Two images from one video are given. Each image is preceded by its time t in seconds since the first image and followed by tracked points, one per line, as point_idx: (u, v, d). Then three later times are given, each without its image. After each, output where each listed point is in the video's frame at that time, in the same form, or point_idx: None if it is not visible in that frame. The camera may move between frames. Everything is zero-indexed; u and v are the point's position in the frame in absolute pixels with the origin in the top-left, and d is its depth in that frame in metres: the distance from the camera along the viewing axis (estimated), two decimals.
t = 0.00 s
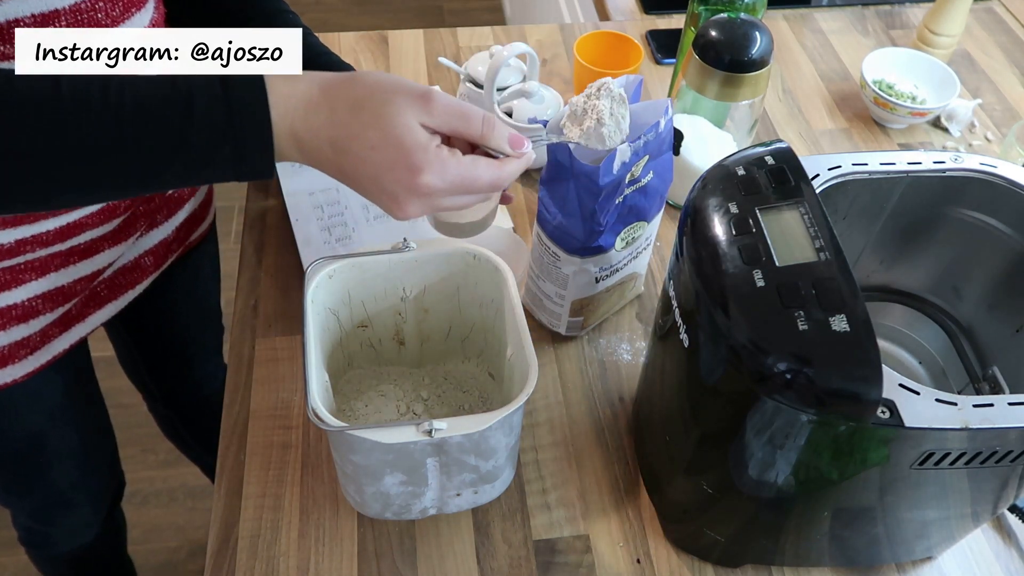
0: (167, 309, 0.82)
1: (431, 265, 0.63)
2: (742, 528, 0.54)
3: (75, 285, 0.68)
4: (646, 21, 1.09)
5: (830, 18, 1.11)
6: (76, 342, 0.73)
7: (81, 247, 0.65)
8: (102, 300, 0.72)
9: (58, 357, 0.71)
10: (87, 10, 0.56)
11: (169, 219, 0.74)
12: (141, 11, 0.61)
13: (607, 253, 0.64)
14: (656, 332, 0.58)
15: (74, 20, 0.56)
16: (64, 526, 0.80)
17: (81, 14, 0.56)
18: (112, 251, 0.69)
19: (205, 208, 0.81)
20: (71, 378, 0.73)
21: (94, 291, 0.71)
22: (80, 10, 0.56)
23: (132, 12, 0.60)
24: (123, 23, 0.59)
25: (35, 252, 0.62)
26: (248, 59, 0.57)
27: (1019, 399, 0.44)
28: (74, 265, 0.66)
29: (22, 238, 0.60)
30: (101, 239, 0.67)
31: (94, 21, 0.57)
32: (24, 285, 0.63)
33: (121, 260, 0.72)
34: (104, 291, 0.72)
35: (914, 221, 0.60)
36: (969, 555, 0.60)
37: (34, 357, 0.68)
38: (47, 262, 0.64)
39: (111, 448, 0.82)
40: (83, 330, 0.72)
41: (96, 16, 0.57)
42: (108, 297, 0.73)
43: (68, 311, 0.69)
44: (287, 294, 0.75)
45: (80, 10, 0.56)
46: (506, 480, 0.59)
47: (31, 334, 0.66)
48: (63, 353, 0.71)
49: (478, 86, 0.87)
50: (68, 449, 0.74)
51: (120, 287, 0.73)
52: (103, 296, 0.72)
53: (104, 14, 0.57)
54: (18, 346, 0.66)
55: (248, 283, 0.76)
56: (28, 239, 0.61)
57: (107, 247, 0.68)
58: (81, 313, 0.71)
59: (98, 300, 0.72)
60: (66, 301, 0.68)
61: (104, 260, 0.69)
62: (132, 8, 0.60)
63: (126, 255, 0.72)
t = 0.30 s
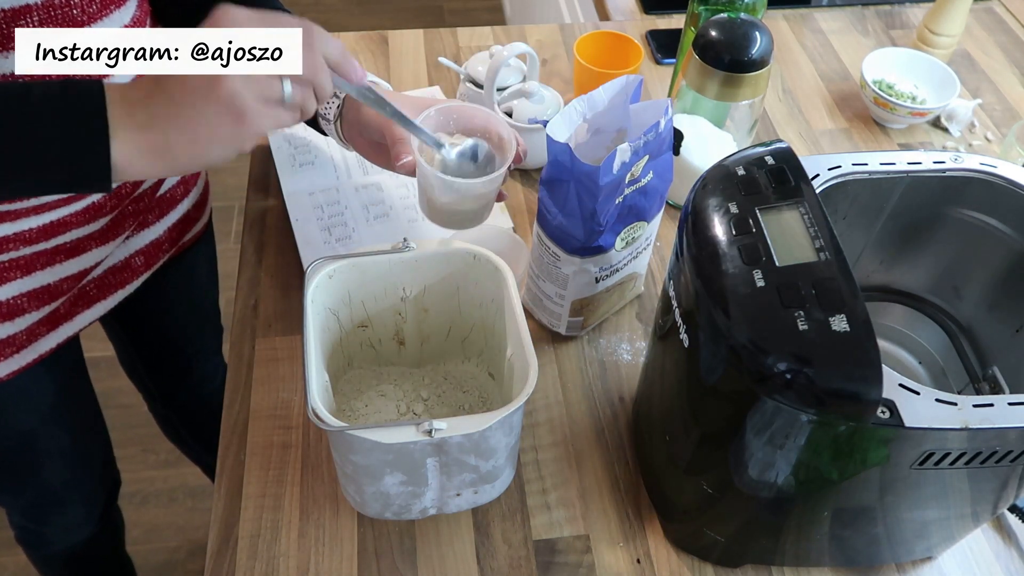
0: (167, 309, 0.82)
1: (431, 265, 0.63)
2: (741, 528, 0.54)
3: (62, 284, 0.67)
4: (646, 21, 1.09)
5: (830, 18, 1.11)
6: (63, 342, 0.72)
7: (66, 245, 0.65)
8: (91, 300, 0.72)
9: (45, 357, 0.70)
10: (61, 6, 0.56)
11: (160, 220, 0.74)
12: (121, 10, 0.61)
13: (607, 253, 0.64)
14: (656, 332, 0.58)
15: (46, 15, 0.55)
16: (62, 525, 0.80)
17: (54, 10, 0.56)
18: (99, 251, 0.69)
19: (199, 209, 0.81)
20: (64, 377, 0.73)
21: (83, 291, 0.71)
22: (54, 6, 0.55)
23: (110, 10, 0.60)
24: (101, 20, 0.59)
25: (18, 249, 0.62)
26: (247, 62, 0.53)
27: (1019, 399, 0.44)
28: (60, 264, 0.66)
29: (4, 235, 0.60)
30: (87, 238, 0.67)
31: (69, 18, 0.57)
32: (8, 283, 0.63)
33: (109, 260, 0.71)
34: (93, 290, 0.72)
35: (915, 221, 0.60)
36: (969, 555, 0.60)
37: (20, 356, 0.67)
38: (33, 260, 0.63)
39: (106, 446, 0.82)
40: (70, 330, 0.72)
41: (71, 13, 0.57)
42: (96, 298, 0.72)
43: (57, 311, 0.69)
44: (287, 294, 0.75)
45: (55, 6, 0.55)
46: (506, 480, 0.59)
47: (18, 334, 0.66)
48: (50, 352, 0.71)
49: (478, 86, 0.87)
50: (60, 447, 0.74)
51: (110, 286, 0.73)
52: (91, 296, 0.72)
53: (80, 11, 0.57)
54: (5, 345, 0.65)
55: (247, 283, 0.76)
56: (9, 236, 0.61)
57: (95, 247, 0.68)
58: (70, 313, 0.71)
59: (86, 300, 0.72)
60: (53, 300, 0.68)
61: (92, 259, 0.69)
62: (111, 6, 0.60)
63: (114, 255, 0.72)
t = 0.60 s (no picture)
0: (167, 308, 0.82)
1: (431, 265, 0.63)
2: (742, 528, 0.54)
3: (75, 285, 0.68)
4: (646, 21, 1.09)
5: (830, 18, 1.11)
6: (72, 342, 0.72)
7: (80, 245, 0.65)
8: (100, 300, 0.72)
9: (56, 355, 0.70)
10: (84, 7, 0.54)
11: (168, 219, 0.74)
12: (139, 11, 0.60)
13: (607, 253, 0.64)
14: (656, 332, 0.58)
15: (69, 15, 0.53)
16: (63, 525, 0.80)
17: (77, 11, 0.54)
18: (111, 251, 0.69)
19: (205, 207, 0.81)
20: (69, 376, 0.73)
21: (93, 290, 0.71)
22: (79, 9, 0.53)
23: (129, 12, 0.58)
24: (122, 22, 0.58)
25: (34, 250, 0.61)
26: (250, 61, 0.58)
27: (1019, 399, 0.44)
28: (74, 264, 0.66)
29: (20, 236, 0.60)
30: (99, 238, 0.67)
31: (93, 19, 0.55)
32: (22, 284, 0.62)
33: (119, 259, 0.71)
34: (102, 290, 0.72)
35: (915, 221, 0.60)
36: (969, 555, 0.60)
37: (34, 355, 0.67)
38: (46, 260, 0.63)
39: (108, 446, 0.82)
40: (80, 328, 0.72)
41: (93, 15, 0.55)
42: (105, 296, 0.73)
43: (66, 310, 0.69)
44: (287, 294, 0.75)
45: (79, 8, 0.53)
46: (506, 480, 0.59)
47: (30, 334, 0.66)
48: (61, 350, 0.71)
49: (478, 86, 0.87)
50: (64, 449, 0.74)
51: (118, 286, 0.73)
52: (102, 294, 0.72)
53: (102, 12, 0.55)
54: (17, 345, 0.65)
55: (247, 283, 0.76)
56: (26, 237, 0.60)
57: (106, 246, 0.68)
58: (79, 311, 0.71)
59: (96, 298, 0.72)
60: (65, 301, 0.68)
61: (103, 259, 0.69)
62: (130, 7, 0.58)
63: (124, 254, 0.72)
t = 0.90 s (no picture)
0: (166, 308, 0.81)
1: (431, 265, 0.63)
2: (742, 529, 0.54)
3: (79, 285, 0.68)
4: (646, 21, 1.09)
5: (830, 18, 1.11)
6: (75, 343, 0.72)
7: (84, 246, 0.65)
8: (103, 299, 0.72)
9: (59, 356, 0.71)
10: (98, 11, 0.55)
11: (172, 219, 0.75)
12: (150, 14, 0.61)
13: (596, 254, 0.64)
14: (656, 331, 0.58)
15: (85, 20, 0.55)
16: (62, 525, 0.80)
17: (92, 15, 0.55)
18: (115, 251, 0.69)
19: (207, 207, 0.81)
20: (70, 376, 0.73)
21: (96, 290, 0.71)
22: (91, 12, 0.55)
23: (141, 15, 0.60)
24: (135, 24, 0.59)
25: (39, 250, 0.62)
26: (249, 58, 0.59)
27: (1019, 399, 0.44)
28: (79, 264, 0.66)
29: (25, 236, 0.60)
30: (103, 238, 0.67)
31: (104, 22, 0.57)
32: (26, 284, 0.63)
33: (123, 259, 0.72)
34: (106, 290, 0.72)
35: (915, 221, 0.60)
36: (969, 555, 0.60)
37: (36, 355, 0.68)
38: (50, 260, 0.63)
39: (109, 447, 0.82)
40: (83, 328, 0.72)
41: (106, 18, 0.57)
42: (109, 296, 0.73)
43: (70, 310, 0.69)
44: (287, 295, 0.75)
45: (92, 11, 0.55)
46: (506, 480, 0.59)
47: (33, 333, 0.66)
48: (64, 350, 0.71)
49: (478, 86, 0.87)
50: (64, 449, 0.74)
51: (122, 286, 0.73)
52: (106, 294, 0.72)
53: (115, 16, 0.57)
54: (20, 344, 0.65)
55: (246, 283, 0.76)
56: (31, 237, 0.60)
57: (110, 247, 0.68)
58: (83, 311, 0.71)
59: (100, 298, 0.72)
60: (69, 301, 0.68)
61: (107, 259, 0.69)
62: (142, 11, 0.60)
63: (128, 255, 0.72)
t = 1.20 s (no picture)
0: (166, 309, 0.81)
1: (431, 265, 0.63)
2: (741, 529, 0.54)
3: (72, 286, 0.68)
4: (646, 21, 1.09)
5: (830, 18, 1.11)
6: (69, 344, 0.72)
7: (76, 246, 0.65)
8: (98, 300, 0.72)
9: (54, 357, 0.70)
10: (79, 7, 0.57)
11: (167, 219, 0.74)
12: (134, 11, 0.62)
13: (596, 253, 0.64)
14: (656, 332, 0.58)
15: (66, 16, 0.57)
16: (59, 526, 0.80)
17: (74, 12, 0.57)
18: (108, 251, 0.69)
19: (203, 209, 0.81)
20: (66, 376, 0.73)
21: (91, 291, 0.71)
22: (73, 8, 0.57)
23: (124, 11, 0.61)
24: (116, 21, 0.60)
25: (30, 251, 0.62)
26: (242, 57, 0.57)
27: (1019, 399, 0.44)
28: (71, 265, 0.66)
29: (15, 236, 0.60)
30: (96, 239, 0.67)
31: (86, 19, 0.58)
32: (19, 284, 0.63)
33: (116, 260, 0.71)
34: (101, 291, 0.72)
35: (915, 220, 0.60)
36: (969, 555, 0.60)
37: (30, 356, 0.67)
38: (43, 261, 0.63)
39: (107, 446, 0.82)
40: (78, 330, 0.72)
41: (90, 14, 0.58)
42: (103, 297, 0.72)
43: (64, 311, 0.69)
44: (287, 295, 0.75)
45: (72, 7, 0.56)
46: (506, 480, 0.59)
47: (27, 334, 0.66)
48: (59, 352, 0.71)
49: (478, 86, 0.87)
50: (61, 449, 0.74)
51: (117, 287, 0.73)
52: (100, 295, 0.72)
53: (97, 12, 0.58)
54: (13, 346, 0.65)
55: (246, 283, 0.76)
56: (22, 237, 0.60)
57: (103, 247, 0.68)
58: (78, 312, 0.71)
59: (94, 299, 0.72)
60: (63, 302, 0.68)
61: (100, 260, 0.69)
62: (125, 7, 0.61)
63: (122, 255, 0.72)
